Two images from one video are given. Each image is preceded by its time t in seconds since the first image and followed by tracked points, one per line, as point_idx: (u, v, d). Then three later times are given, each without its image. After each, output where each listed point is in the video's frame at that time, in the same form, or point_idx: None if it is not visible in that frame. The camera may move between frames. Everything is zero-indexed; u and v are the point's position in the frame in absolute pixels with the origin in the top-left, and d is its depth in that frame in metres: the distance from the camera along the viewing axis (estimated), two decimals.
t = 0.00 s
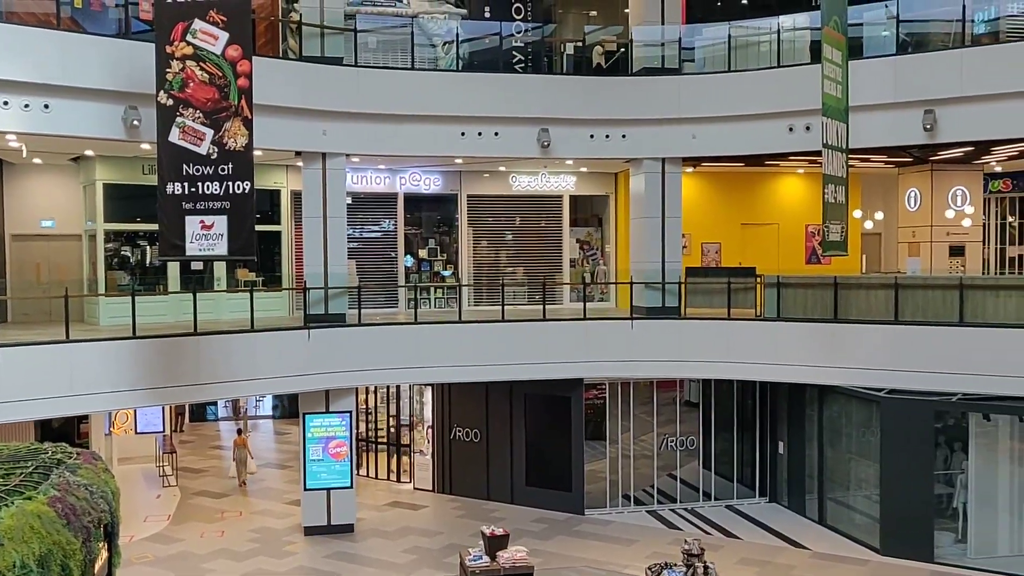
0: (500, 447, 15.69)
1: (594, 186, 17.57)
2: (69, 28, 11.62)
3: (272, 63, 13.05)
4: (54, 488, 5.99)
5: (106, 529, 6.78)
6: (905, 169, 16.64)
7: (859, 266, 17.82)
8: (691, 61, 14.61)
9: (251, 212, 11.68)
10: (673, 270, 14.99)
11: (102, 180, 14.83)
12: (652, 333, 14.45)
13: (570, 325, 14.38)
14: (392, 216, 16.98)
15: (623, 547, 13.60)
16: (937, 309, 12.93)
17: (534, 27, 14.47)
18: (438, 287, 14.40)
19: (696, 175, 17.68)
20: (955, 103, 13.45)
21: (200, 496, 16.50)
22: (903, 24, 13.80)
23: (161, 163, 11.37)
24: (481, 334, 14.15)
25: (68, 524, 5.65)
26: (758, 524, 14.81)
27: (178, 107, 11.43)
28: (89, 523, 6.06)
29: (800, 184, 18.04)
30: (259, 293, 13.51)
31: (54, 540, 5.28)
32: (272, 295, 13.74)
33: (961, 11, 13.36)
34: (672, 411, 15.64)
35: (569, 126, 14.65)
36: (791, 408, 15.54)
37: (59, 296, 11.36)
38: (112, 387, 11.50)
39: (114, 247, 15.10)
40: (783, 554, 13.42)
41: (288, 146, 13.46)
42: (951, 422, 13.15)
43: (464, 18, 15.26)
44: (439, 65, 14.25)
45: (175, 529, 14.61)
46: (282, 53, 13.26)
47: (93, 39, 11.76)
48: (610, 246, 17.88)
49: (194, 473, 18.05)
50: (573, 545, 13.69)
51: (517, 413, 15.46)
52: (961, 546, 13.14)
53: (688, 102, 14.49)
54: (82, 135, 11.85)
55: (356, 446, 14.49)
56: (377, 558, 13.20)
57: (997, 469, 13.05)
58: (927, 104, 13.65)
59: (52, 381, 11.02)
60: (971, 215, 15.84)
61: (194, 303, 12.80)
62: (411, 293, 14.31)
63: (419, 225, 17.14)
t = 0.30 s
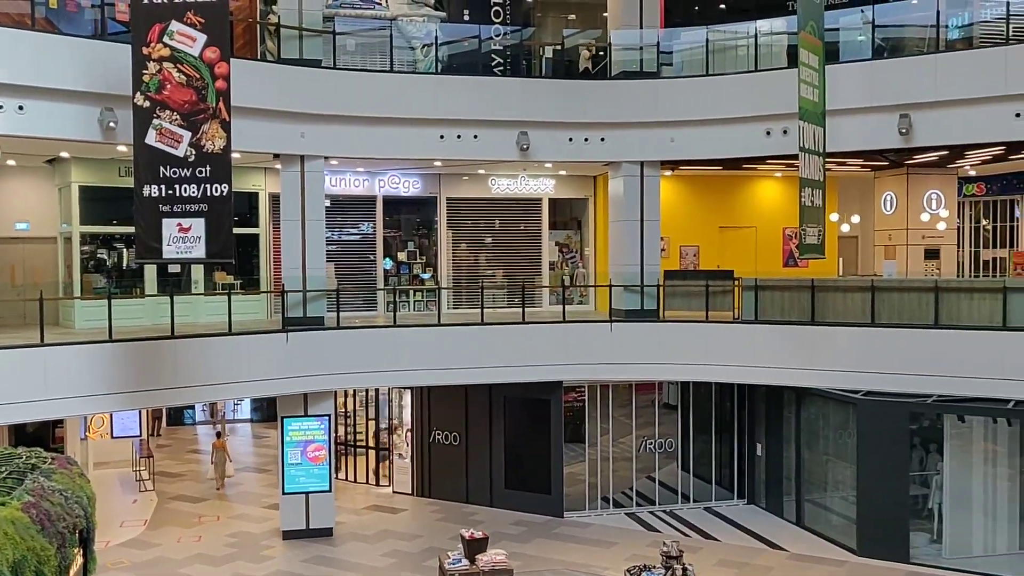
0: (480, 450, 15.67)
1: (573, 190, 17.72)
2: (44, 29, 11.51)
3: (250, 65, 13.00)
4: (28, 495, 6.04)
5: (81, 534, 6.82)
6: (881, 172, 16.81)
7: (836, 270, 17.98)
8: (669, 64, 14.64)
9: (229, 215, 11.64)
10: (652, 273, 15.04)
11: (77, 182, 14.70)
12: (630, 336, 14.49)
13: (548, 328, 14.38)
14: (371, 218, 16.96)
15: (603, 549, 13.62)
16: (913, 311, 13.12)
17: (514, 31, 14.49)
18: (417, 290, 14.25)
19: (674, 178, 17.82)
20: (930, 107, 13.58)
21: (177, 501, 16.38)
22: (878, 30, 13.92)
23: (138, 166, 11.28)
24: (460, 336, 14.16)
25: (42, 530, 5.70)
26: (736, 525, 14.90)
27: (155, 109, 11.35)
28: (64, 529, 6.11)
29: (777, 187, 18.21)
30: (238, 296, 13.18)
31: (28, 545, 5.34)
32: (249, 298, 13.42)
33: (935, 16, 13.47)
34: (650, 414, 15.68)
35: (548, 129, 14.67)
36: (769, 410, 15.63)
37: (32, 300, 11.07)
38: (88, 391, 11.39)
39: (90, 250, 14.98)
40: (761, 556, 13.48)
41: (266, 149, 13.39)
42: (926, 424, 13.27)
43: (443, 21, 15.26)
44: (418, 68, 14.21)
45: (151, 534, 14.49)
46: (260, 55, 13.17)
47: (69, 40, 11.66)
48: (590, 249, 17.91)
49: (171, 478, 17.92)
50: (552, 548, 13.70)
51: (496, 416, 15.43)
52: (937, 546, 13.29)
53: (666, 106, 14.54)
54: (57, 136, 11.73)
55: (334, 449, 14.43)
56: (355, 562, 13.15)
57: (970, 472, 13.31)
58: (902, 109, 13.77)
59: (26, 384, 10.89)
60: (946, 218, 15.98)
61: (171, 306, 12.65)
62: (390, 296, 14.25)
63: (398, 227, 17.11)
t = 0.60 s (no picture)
0: (452, 451, 15.64)
1: (546, 191, 17.77)
2: (11, 26, 11.35)
3: (220, 64, 12.89)
4: None
5: (48, 537, 6.79)
6: (850, 174, 17.02)
7: (807, 269, 18.01)
8: (641, 66, 14.72)
9: (200, 215, 11.57)
10: (624, 273, 15.08)
11: (44, 182, 14.49)
12: (603, 336, 14.52)
13: (521, 328, 14.38)
14: (343, 219, 16.89)
15: (575, 549, 13.65)
16: (881, 310, 13.33)
17: (486, 31, 14.52)
18: (390, 291, 14.14)
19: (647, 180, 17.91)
20: (899, 109, 13.71)
21: (146, 504, 16.23)
22: (848, 32, 14.03)
23: (107, 166, 11.11)
24: (433, 337, 14.14)
25: (8, 533, 5.67)
26: (708, 524, 14.98)
27: (124, 108, 11.20)
28: (31, 532, 6.07)
29: (749, 188, 18.33)
30: (208, 296, 13.04)
31: None
32: (220, 298, 13.26)
33: (903, 19, 13.64)
34: (623, 413, 15.74)
35: (521, 130, 14.67)
36: (740, 409, 15.74)
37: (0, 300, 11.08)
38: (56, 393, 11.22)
39: (58, 250, 14.81)
40: (733, 555, 13.56)
41: (237, 149, 13.29)
42: (894, 422, 13.38)
43: (416, 21, 15.23)
44: (390, 68, 14.20)
45: (121, 537, 14.34)
46: (231, 54, 13.10)
47: (36, 37, 11.52)
48: (563, 248, 18.05)
49: (141, 480, 17.75)
50: (525, 548, 13.71)
51: (469, 417, 15.41)
52: (905, 542, 13.46)
53: (639, 107, 14.62)
54: (24, 135, 11.58)
55: (306, 450, 14.37)
56: (327, 564, 13.09)
57: (937, 469, 13.50)
58: (871, 111, 13.89)
59: None
60: (914, 219, 16.26)
61: (141, 307, 12.39)
62: (362, 297, 14.14)
63: (370, 228, 17.05)
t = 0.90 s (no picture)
0: (427, 451, 15.61)
1: (521, 191, 17.80)
2: None
3: (193, 62, 12.79)
4: None
5: (17, 542, 6.74)
6: (823, 175, 17.13)
7: (780, 270, 18.31)
8: (616, 66, 14.77)
9: (173, 215, 11.49)
10: (599, 273, 15.12)
11: (14, 181, 14.35)
12: (578, 336, 14.55)
13: (496, 329, 14.37)
14: (317, 219, 16.82)
15: (551, 549, 13.68)
16: (853, 310, 13.46)
17: (461, 31, 14.48)
18: (365, 291, 14.20)
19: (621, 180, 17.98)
20: (870, 111, 13.85)
21: (118, 506, 16.08)
22: (820, 35, 14.14)
23: (77, 165, 10.95)
24: (407, 337, 14.09)
25: None
26: (682, 523, 15.05)
27: (95, 106, 11.05)
28: None
29: (722, 189, 18.39)
30: (180, 298, 13.08)
31: None
32: (194, 298, 13.30)
33: (874, 22, 13.78)
34: (598, 413, 15.79)
35: (495, 130, 14.67)
36: (714, 408, 15.83)
37: None
38: (27, 395, 11.04)
39: (28, 250, 14.67)
40: (707, 553, 13.63)
41: (210, 148, 13.19)
42: (866, 421, 13.52)
43: (391, 21, 15.21)
44: (365, 67, 14.16)
45: (92, 540, 14.20)
46: (204, 53, 13.02)
47: (5, 34, 11.39)
48: (538, 248, 18.02)
49: (112, 483, 17.58)
50: (500, 548, 13.71)
51: (444, 417, 15.38)
52: (877, 540, 13.60)
53: (613, 108, 14.67)
54: None
55: (280, 451, 14.28)
56: (302, 565, 13.03)
57: (908, 466, 13.64)
58: (842, 112, 14.01)
59: None
60: (885, 219, 16.36)
61: (113, 307, 12.29)
62: (337, 297, 14.13)
63: (345, 228, 16.98)
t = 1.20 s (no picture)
0: (404, 452, 15.57)
1: (498, 191, 17.78)
2: None
3: (168, 61, 12.65)
4: None
5: None
6: (798, 176, 17.22)
7: (755, 271, 18.48)
8: (593, 67, 14.81)
9: (147, 214, 11.40)
10: (576, 273, 15.15)
11: None
12: (554, 337, 14.56)
13: (472, 329, 14.34)
14: (293, 218, 16.73)
15: (527, 549, 13.68)
16: (826, 310, 13.58)
17: (438, 31, 14.49)
18: (340, 291, 14.03)
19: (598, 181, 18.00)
20: (843, 114, 13.96)
21: (90, 508, 15.91)
22: (795, 37, 14.20)
23: (49, 163, 10.78)
24: (383, 336, 14.04)
25: None
26: (658, 522, 15.10)
27: (67, 104, 10.88)
28: None
29: (697, 190, 18.57)
30: (155, 297, 12.89)
31: None
32: (168, 298, 13.08)
33: (848, 25, 13.96)
34: (574, 413, 15.83)
35: (472, 131, 14.67)
36: (690, 408, 15.90)
37: None
38: None
39: None
40: (682, 553, 13.67)
41: (185, 147, 13.08)
42: (840, 421, 13.62)
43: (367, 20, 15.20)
44: (341, 67, 14.13)
45: (63, 543, 14.03)
46: (178, 51, 12.85)
47: None
48: (514, 249, 18.06)
49: (84, 485, 17.38)
50: (477, 548, 13.70)
51: (421, 418, 15.34)
52: (850, 539, 13.71)
53: (590, 109, 14.70)
54: None
55: (255, 452, 14.20)
56: (277, 567, 12.95)
57: (881, 465, 13.82)
58: (817, 114, 14.11)
59: None
60: (859, 221, 16.56)
61: (86, 307, 12.08)
62: (312, 297, 14.10)
63: (321, 227, 16.91)
